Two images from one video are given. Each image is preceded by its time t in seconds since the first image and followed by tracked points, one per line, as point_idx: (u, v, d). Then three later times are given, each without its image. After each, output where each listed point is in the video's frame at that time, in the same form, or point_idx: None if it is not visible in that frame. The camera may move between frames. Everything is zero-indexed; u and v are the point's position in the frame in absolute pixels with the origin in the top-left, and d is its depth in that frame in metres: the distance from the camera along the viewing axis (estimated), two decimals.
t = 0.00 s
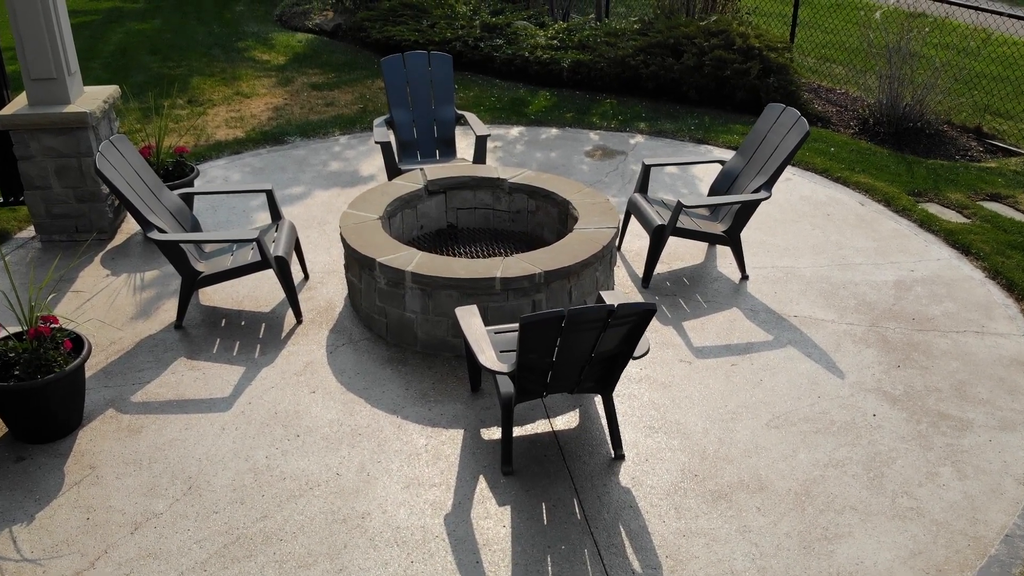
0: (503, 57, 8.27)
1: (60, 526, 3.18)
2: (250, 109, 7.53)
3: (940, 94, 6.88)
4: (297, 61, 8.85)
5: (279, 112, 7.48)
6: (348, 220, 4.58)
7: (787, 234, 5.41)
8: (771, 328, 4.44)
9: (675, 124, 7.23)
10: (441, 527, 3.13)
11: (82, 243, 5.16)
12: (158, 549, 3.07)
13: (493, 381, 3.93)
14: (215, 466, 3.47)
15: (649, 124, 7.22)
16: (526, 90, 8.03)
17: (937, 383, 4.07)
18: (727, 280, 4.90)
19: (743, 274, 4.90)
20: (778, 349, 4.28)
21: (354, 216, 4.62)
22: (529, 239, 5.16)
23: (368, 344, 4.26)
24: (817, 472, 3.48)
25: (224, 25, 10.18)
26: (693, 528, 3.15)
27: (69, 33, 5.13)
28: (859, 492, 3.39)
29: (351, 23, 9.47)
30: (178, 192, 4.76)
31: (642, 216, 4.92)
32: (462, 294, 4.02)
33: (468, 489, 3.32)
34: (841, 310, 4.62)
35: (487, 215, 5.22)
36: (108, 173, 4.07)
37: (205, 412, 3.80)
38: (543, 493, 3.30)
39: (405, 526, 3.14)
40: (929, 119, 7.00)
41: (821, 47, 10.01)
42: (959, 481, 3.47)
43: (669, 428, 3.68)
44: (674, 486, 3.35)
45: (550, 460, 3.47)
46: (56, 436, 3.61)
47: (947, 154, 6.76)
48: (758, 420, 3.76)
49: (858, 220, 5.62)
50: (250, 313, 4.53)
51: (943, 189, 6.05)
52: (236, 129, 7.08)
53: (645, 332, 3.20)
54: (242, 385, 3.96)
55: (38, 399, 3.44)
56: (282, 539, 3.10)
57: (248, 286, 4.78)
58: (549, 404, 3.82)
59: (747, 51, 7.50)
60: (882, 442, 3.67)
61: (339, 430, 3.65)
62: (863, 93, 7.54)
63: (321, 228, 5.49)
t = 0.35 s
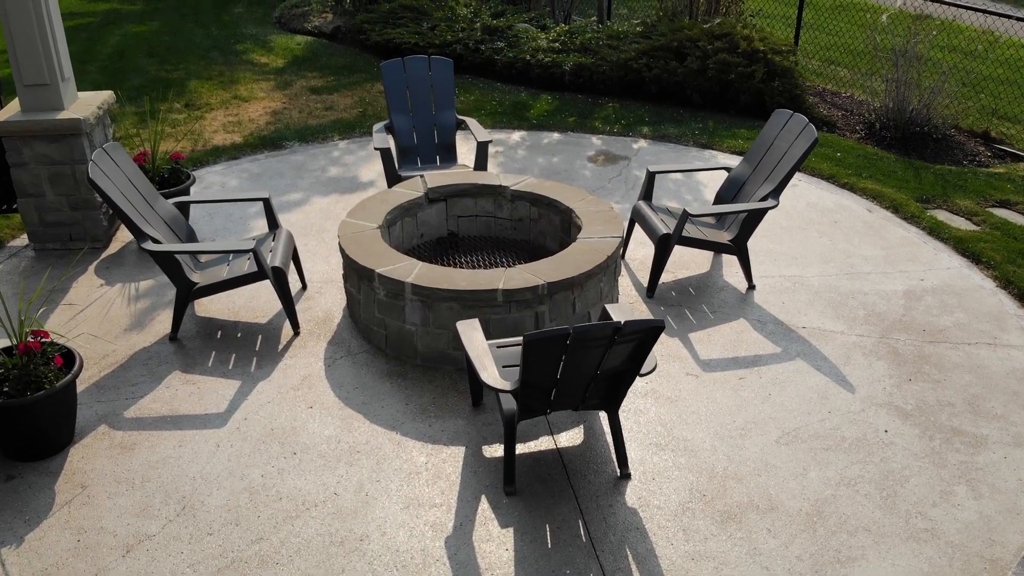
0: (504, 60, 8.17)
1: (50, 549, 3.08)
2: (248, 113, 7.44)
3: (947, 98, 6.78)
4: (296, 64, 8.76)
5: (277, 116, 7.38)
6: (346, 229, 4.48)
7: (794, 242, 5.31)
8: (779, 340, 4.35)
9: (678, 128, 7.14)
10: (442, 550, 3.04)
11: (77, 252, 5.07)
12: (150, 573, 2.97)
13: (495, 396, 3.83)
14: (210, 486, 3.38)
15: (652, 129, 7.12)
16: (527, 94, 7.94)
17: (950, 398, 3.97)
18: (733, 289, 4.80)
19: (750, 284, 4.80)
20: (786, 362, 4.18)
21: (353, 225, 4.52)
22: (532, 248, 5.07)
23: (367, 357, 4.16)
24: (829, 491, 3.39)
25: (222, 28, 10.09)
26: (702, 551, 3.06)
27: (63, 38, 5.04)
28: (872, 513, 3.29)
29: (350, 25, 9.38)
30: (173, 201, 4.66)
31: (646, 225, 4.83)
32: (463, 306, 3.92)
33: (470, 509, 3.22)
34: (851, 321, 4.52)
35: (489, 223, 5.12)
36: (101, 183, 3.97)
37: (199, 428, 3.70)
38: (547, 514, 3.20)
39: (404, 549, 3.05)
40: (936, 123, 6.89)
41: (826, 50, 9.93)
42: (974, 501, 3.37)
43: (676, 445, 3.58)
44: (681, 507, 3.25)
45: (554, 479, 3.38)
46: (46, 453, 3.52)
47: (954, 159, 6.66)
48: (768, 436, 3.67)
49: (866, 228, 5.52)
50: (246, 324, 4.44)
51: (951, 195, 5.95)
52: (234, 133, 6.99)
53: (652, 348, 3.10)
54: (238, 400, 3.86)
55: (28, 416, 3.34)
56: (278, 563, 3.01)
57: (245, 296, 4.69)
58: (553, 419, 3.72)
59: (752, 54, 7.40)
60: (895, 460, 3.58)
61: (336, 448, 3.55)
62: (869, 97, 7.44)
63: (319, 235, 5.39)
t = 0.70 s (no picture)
0: (506, 64, 8.04)
1: None
2: (245, 120, 7.31)
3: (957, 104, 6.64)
4: (294, 68, 8.63)
5: (274, 122, 7.25)
6: (343, 242, 4.34)
7: (803, 254, 5.18)
8: (790, 358, 4.22)
9: (682, 134, 7.01)
10: None
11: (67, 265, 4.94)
12: None
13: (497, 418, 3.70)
14: (200, 515, 3.24)
15: (656, 135, 6.99)
16: (528, 99, 7.81)
17: (967, 419, 3.84)
18: (741, 304, 4.66)
19: (759, 298, 4.66)
20: (798, 381, 4.05)
21: (350, 238, 4.38)
22: (533, 260, 4.93)
23: (364, 376, 4.02)
24: (844, 520, 3.25)
25: (219, 31, 9.96)
26: None
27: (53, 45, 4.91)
28: (889, 543, 3.16)
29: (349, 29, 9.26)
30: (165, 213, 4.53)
31: (652, 238, 4.69)
32: (463, 324, 3.78)
33: (470, 541, 3.09)
34: (863, 338, 4.39)
35: (490, 235, 4.98)
36: (89, 197, 3.84)
37: (190, 452, 3.57)
38: (551, 546, 3.07)
39: None
40: (946, 131, 6.75)
41: (831, 54, 9.81)
42: (995, 530, 3.24)
43: (685, 471, 3.45)
44: (691, 538, 3.12)
45: (558, 508, 3.24)
46: (31, 480, 3.38)
47: (965, 167, 6.52)
48: (780, 461, 3.54)
49: (877, 239, 5.39)
50: (240, 341, 4.30)
51: (962, 205, 5.81)
52: (230, 140, 6.86)
53: (661, 375, 2.95)
54: (230, 423, 3.73)
55: (11, 442, 3.21)
56: None
57: (238, 312, 4.55)
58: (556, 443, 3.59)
59: (757, 60, 7.27)
60: (912, 486, 3.44)
61: (332, 474, 3.42)
62: (877, 103, 7.30)
63: (316, 247, 5.25)
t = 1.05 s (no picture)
0: (506, 70, 7.89)
1: None
2: (240, 127, 7.16)
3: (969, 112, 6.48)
4: (291, 73, 8.48)
5: (270, 130, 7.10)
6: (338, 259, 4.18)
7: (814, 269, 5.02)
8: (803, 380, 4.06)
9: (687, 142, 6.85)
10: None
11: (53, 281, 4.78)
12: None
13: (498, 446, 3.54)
14: (186, 551, 3.09)
15: (661, 143, 6.83)
16: (530, 106, 7.66)
17: (988, 446, 3.68)
18: (751, 321, 4.51)
19: (770, 315, 4.50)
20: (811, 405, 3.89)
21: (346, 254, 4.22)
22: (535, 275, 4.77)
23: (359, 400, 3.87)
24: (862, 557, 3.10)
25: (216, 35, 9.81)
26: None
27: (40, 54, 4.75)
28: None
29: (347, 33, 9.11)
30: (155, 229, 4.38)
31: (658, 253, 4.53)
32: (463, 347, 3.62)
33: None
34: (878, 358, 4.24)
35: (490, 249, 4.82)
36: (72, 214, 3.68)
37: (178, 483, 3.42)
38: None
39: None
40: (957, 139, 6.59)
41: (838, 58, 9.66)
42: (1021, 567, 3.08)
43: (695, 504, 3.30)
44: None
45: (562, 544, 3.08)
46: (10, 514, 3.23)
47: (977, 176, 6.36)
48: (794, 492, 3.38)
49: (889, 252, 5.24)
50: (231, 362, 4.15)
51: (976, 216, 5.66)
52: (225, 149, 6.70)
53: (672, 409, 2.79)
54: (220, 451, 3.58)
55: None
56: None
57: (230, 331, 4.40)
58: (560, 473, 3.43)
59: (764, 65, 7.11)
60: (932, 519, 3.29)
61: (325, 507, 3.27)
62: (886, 110, 7.13)
63: (311, 261, 5.10)
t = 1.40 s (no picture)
0: (507, 77, 7.71)
1: None
2: (233, 136, 6.97)
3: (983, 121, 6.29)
4: (286, 79, 8.30)
5: (264, 138, 6.92)
6: (330, 279, 3.99)
7: (826, 286, 4.84)
8: (818, 407, 3.88)
9: (693, 151, 6.66)
10: None
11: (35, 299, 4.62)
12: None
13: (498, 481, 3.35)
14: None
15: (665, 153, 6.65)
16: (531, 114, 7.48)
17: (1013, 479, 3.50)
18: (762, 343, 4.32)
19: (781, 337, 4.32)
20: (827, 435, 3.71)
21: (339, 274, 4.03)
22: (537, 294, 4.57)
23: (352, 430, 3.68)
24: None
25: (211, 40, 9.63)
26: None
27: (22, 64, 4.57)
28: None
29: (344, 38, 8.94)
30: (139, 247, 4.20)
31: (665, 271, 4.33)
32: (461, 376, 3.43)
33: None
34: (895, 384, 4.06)
35: (490, 267, 4.62)
36: (50, 236, 3.50)
37: (160, 521, 3.24)
38: None
39: None
40: (970, 148, 6.41)
41: (844, 63, 9.47)
42: None
43: (707, 545, 3.11)
44: None
45: None
46: None
47: (991, 187, 6.17)
48: (811, 532, 3.20)
49: (903, 268, 5.06)
50: (219, 389, 3.97)
51: (992, 230, 5.48)
52: (217, 159, 6.52)
53: (685, 452, 2.60)
54: (205, 486, 3.40)
55: None
56: None
57: (219, 354, 4.22)
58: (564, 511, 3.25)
59: (771, 72, 6.93)
60: (958, 561, 3.10)
61: (314, 549, 3.08)
62: (896, 118, 6.94)
63: (304, 278, 4.91)
